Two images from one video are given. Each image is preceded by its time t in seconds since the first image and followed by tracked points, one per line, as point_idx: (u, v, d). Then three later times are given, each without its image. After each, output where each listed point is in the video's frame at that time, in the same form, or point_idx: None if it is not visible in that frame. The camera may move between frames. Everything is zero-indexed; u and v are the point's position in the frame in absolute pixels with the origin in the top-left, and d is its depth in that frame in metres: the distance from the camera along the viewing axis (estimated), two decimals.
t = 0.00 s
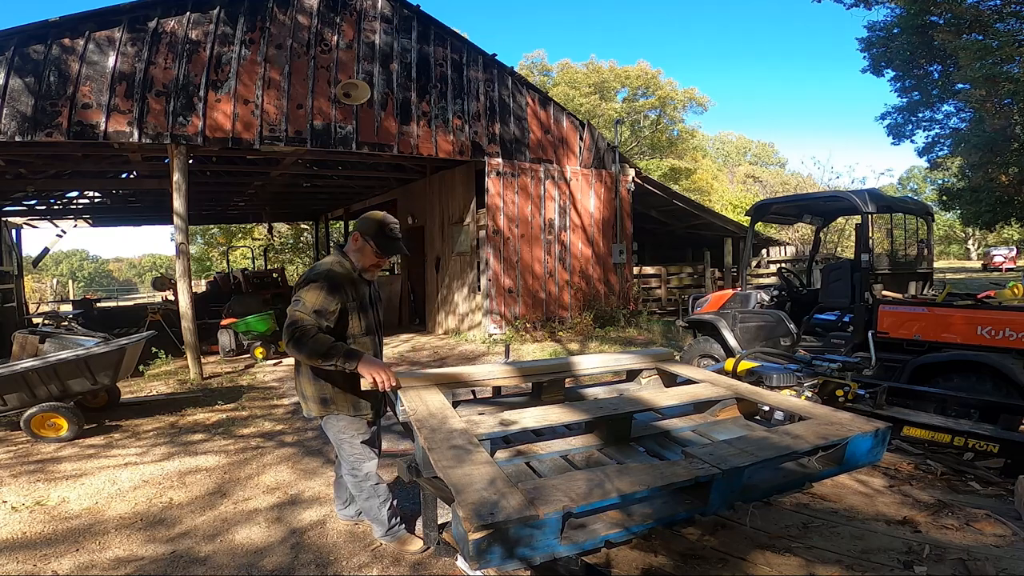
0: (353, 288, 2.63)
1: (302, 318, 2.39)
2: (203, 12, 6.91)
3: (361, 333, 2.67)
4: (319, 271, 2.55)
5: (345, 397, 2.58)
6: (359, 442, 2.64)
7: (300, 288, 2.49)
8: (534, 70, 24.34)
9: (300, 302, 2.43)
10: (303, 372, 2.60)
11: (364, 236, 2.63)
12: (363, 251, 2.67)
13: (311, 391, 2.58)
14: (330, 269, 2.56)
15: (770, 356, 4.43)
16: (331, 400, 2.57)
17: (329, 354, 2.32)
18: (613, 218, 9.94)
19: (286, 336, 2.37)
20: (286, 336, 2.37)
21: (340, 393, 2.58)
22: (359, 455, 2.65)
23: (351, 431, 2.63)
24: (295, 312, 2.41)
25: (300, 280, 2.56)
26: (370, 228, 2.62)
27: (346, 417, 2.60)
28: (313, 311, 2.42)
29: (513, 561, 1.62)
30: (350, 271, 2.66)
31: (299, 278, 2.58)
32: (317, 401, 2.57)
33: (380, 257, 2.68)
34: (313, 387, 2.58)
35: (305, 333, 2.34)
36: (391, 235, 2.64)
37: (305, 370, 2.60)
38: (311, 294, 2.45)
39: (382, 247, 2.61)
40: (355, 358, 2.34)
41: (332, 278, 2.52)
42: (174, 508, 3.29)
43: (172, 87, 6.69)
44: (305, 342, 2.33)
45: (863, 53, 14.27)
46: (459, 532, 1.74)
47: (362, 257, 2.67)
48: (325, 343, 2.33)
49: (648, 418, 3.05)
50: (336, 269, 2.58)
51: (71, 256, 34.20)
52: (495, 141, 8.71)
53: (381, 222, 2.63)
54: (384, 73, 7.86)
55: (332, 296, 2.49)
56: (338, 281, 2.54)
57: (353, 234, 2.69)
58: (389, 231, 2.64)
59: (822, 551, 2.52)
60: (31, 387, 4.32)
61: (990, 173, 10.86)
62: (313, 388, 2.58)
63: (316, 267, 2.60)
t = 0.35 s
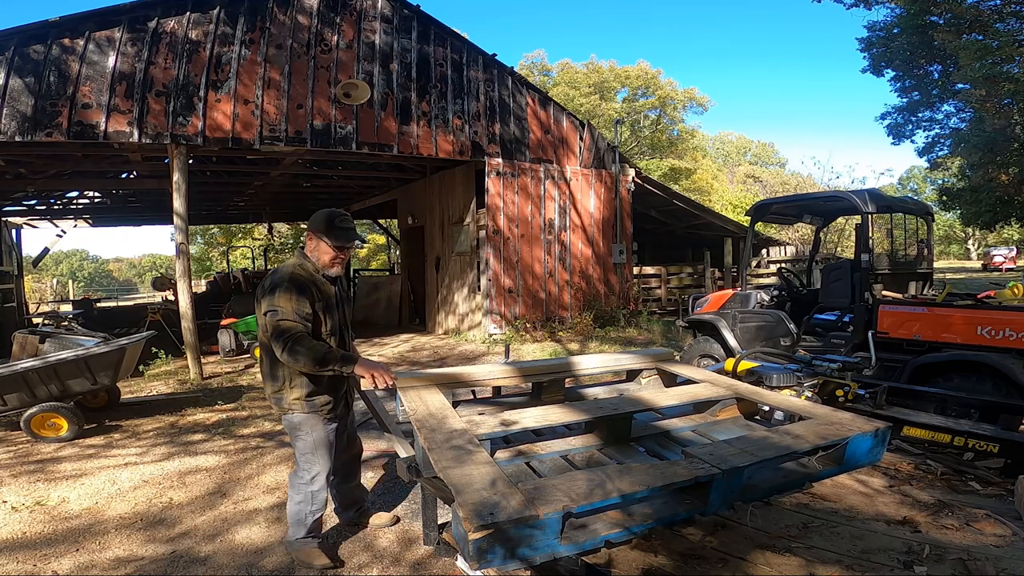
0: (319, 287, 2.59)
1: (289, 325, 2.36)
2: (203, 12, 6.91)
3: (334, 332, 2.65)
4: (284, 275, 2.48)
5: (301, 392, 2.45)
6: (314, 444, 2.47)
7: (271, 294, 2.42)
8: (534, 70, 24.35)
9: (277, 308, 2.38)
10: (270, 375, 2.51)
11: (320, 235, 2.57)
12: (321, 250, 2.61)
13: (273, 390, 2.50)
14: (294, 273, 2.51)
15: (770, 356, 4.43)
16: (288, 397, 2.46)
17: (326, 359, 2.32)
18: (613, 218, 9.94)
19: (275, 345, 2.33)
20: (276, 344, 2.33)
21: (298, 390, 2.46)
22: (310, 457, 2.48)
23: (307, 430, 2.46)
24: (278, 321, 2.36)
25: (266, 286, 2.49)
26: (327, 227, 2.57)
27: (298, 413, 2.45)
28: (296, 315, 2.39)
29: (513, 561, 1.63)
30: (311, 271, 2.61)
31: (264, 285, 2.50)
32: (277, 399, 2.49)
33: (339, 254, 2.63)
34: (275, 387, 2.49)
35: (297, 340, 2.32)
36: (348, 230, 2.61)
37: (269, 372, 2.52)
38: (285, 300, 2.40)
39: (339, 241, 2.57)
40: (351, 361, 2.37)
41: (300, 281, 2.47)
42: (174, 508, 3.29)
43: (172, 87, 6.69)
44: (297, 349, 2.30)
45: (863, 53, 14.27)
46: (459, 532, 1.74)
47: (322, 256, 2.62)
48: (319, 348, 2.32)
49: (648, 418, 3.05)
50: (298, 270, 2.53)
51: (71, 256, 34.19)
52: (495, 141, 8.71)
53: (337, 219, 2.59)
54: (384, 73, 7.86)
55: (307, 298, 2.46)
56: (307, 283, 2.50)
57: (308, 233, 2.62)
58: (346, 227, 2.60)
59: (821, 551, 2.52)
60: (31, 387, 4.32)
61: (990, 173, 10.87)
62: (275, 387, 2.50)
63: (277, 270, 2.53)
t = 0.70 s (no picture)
0: (209, 313, 2.18)
1: (136, 365, 2.06)
2: (203, 12, 6.91)
3: (233, 363, 2.24)
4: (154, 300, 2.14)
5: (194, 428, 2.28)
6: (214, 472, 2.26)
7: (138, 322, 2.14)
8: (534, 70, 24.35)
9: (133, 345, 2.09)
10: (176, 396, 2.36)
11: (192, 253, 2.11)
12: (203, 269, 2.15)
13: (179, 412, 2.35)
14: (166, 298, 2.13)
15: (770, 356, 4.42)
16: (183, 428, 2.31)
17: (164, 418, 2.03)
18: (613, 218, 9.93)
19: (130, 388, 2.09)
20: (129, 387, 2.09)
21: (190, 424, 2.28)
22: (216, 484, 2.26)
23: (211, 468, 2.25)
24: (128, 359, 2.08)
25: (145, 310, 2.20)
26: (199, 246, 2.07)
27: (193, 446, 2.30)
28: (149, 356, 2.07)
29: (514, 561, 1.62)
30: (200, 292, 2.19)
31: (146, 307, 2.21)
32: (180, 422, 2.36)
33: (223, 273, 2.13)
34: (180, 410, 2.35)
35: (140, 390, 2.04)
36: (225, 249, 2.08)
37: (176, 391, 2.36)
38: (141, 333, 2.08)
39: (210, 265, 2.06)
40: (200, 426, 2.06)
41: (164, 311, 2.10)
42: (174, 508, 3.29)
43: (172, 87, 6.69)
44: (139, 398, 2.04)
45: (863, 53, 14.26)
46: (459, 532, 1.74)
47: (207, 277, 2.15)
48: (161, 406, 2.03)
49: (648, 418, 3.05)
50: (178, 294, 2.14)
51: (71, 256, 34.19)
52: (495, 141, 8.71)
53: (209, 235, 2.06)
54: (384, 73, 7.85)
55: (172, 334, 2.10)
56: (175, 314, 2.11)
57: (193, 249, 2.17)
58: (219, 247, 2.06)
59: (821, 551, 2.52)
60: (31, 387, 4.30)
61: (990, 173, 10.86)
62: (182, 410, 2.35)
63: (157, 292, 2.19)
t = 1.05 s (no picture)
0: (155, 303, 2.18)
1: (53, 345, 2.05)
2: (203, 12, 6.91)
3: (172, 354, 2.20)
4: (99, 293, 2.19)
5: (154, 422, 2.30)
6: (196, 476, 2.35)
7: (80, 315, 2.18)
8: (534, 70, 24.35)
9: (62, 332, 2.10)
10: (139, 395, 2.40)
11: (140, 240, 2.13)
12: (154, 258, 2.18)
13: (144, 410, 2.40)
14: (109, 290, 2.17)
15: (770, 356, 4.42)
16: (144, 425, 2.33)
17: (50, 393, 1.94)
18: (613, 218, 9.93)
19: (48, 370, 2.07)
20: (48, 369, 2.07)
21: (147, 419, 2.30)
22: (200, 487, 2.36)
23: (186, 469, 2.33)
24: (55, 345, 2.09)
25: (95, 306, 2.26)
26: (145, 230, 2.09)
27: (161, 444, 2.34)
28: (68, 339, 2.06)
29: (514, 560, 1.63)
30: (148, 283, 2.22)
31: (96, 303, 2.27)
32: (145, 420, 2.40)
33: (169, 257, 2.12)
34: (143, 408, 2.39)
35: (39, 367, 1.99)
36: (169, 230, 2.07)
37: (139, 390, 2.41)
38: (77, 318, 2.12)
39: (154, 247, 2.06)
40: (93, 398, 1.93)
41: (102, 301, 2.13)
42: (174, 508, 3.29)
43: (172, 87, 6.69)
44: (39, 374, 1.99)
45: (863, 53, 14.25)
46: (459, 532, 1.74)
47: (156, 264, 2.17)
48: (54, 382, 1.95)
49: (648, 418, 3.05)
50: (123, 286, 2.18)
51: (71, 256, 34.17)
52: (495, 141, 8.71)
53: (154, 218, 2.08)
54: (384, 73, 7.85)
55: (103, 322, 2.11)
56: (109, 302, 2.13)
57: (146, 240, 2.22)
58: (167, 228, 2.06)
59: (821, 551, 2.52)
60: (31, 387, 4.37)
61: (990, 173, 10.85)
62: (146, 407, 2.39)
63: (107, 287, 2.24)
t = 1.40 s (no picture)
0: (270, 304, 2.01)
1: (236, 356, 1.80)
2: (203, 12, 6.91)
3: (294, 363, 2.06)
4: (216, 289, 1.89)
5: (233, 444, 1.91)
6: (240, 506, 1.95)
7: (203, 316, 1.87)
8: (534, 70, 24.36)
9: (219, 334, 1.83)
10: (200, 417, 2.00)
11: (262, 231, 1.98)
12: (265, 250, 2.02)
13: (203, 434, 1.98)
14: (231, 284, 1.92)
15: (770, 356, 4.42)
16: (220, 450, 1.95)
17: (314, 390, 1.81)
18: (613, 218, 9.94)
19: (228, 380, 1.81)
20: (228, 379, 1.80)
21: (228, 441, 1.91)
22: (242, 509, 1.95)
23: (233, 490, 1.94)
24: (222, 349, 1.82)
25: (193, 308, 1.92)
26: (274, 218, 1.95)
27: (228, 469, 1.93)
28: (247, 340, 1.83)
29: (514, 561, 1.63)
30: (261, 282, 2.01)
31: (193, 306, 1.93)
32: (207, 446, 1.99)
33: (297, 248, 2.00)
34: (205, 432, 1.98)
35: (258, 372, 1.79)
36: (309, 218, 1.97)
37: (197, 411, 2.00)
38: (222, 319, 1.84)
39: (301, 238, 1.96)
40: (339, 383, 1.82)
41: (239, 296, 1.89)
42: (173, 508, 3.29)
43: (172, 87, 6.69)
44: (258, 381, 1.79)
45: (864, 53, 14.25)
46: (459, 532, 1.74)
47: (270, 261, 2.02)
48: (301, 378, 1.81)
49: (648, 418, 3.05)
50: (240, 281, 1.94)
51: (71, 256, 34.17)
52: (495, 141, 8.71)
53: (288, 206, 1.97)
54: (384, 73, 7.85)
55: (252, 318, 1.88)
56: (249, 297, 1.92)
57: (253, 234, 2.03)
58: (307, 220, 1.98)
59: (821, 551, 2.52)
60: (31, 387, 4.30)
61: (989, 173, 10.85)
62: (206, 432, 1.98)
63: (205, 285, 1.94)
